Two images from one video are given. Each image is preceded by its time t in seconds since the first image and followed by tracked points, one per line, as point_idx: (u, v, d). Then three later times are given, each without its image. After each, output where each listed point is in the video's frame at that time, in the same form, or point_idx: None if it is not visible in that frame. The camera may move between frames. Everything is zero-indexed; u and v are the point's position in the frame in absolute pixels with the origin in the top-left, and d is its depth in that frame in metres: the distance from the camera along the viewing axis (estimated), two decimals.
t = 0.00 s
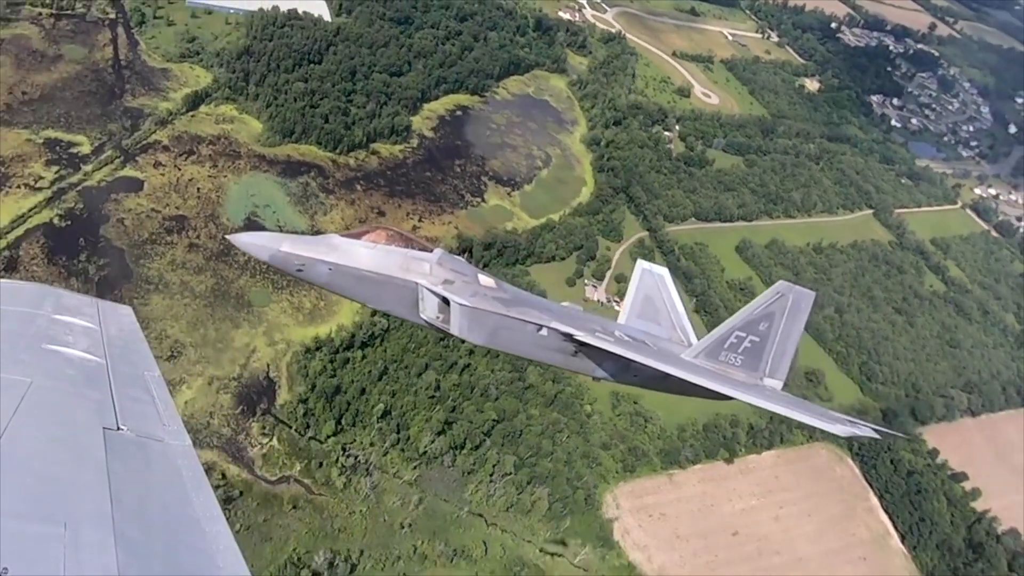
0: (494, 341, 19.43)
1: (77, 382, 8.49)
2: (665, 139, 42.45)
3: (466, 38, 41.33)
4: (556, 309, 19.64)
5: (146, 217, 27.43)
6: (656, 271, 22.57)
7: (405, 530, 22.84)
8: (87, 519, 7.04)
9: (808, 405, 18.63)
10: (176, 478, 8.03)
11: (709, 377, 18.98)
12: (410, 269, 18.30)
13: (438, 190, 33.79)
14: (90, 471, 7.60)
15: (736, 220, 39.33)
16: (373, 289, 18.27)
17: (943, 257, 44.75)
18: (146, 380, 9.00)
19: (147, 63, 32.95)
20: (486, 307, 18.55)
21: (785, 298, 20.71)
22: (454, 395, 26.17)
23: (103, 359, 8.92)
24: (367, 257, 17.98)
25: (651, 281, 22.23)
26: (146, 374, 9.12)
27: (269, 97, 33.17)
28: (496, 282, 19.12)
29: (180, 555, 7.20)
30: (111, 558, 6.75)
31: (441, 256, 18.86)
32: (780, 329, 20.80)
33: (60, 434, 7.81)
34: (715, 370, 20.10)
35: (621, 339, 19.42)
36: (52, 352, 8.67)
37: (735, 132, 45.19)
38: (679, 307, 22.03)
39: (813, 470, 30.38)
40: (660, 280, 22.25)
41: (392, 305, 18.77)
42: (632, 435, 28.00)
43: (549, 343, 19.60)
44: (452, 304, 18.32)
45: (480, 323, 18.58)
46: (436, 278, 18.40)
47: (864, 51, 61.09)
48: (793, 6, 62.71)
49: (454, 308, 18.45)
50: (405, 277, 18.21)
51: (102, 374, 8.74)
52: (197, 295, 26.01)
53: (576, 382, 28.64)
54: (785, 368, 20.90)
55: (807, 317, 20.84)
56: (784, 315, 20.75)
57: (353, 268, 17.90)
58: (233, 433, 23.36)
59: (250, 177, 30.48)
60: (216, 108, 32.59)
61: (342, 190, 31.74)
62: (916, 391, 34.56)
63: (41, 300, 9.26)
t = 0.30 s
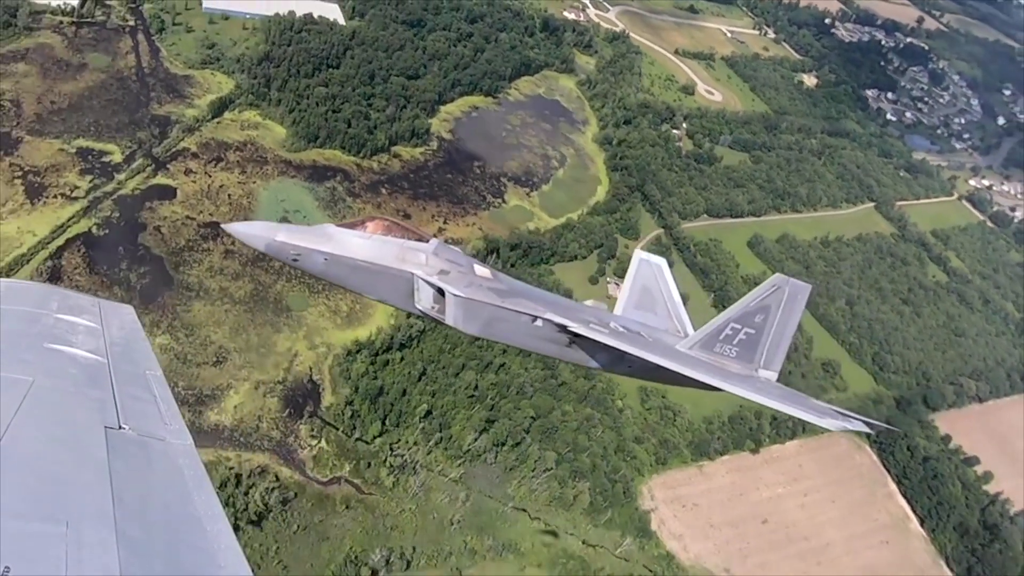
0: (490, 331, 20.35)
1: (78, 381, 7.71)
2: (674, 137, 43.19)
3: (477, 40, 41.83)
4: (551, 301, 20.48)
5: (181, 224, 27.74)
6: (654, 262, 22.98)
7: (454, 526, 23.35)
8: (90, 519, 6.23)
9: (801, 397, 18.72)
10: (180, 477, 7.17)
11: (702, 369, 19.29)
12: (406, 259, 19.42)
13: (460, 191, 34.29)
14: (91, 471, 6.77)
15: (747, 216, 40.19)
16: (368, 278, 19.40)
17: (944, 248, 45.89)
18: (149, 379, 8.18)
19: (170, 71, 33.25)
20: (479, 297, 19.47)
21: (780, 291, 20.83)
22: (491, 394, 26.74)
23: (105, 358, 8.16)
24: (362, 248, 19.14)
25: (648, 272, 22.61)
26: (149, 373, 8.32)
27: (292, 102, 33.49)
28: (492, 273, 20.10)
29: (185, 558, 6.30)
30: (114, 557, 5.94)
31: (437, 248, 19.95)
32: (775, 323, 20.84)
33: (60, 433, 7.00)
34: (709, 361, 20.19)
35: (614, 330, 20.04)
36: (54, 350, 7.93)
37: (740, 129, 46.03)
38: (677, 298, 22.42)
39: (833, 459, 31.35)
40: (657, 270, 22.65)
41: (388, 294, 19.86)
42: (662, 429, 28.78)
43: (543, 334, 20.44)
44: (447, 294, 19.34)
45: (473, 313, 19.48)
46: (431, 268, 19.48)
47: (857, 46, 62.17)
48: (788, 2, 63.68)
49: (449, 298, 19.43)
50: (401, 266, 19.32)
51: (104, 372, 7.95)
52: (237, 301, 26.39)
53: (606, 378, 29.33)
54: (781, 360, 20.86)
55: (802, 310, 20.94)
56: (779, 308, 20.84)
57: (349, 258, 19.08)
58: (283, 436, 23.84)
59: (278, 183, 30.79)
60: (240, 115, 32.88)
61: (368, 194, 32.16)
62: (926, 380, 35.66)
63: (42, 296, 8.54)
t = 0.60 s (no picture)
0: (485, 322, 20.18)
1: (80, 382, 7.60)
2: (681, 134, 43.84)
3: (486, 42, 42.30)
4: (547, 293, 20.34)
5: (211, 229, 28.10)
6: (651, 254, 22.80)
7: (494, 521, 23.98)
8: (91, 517, 6.14)
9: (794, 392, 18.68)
10: (181, 477, 7.11)
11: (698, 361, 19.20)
12: (402, 250, 19.26)
13: (478, 192, 34.77)
14: (91, 470, 6.67)
15: (755, 211, 41.00)
16: (363, 268, 19.24)
17: (943, 239, 46.91)
18: (149, 380, 8.12)
19: (189, 76, 33.54)
20: (476, 288, 19.31)
21: (777, 283, 20.45)
22: (523, 391, 27.24)
23: (105, 358, 8.06)
24: (357, 238, 18.98)
25: (645, 263, 22.45)
26: (149, 374, 8.25)
27: (311, 106, 33.82)
28: (489, 265, 19.95)
29: (185, 556, 6.26)
30: (116, 556, 5.88)
31: (434, 238, 19.77)
32: (772, 315, 20.54)
33: (62, 433, 6.88)
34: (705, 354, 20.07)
35: (610, 321, 19.91)
36: (55, 351, 7.79)
37: (744, 125, 46.79)
38: (674, 290, 22.25)
39: (849, 447, 32.32)
40: (655, 261, 22.49)
41: (382, 285, 19.71)
42: (687, 422, 29.52)
43: (540, 326, 20.25)
44: (443, 285, 19.17)
45: (469, 304, 19.34)
46: (427, 259, 19.31)
47: (851, 41, 63.14)
48: None
49: (444, 289, 19.28)
50: (397, 257, 19.16)
51: (106, 374, 7.85)
52: (271, 305, 26.76)
53: (631, 374, 29.99)
54: (777, 352, 20.59)
55: (799, 303, 20.66)
56: (776, 300, 20.51)
57: (343, 249, 18.91)
58: (325, 437, 24.33)
59: (303, 186, 31.03)
60: (260, 119, 33.16)
61: (389, 197, 32.56)
62: (933, 369, 36.63)
63: (43, 297, 8.42)
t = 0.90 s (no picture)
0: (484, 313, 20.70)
1: (83, 380, 7.72)
2: (689, 131, 44.50)
3: (496, 42, 42.77)
4: (545, 284, 20.60)
5: (242, 234, 28.46)
6: (650, 242, 22.45)
7: (531, 516, 24.55)
8: (94, 515, 6.35)
9: (791, 385, 18.39)
10: (183, 476, 7.31)
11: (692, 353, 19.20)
12: (400, 241, 20.00)
13: (497, 192, 35.25)
14: (94, 468, 6.85)
15: (763, 207, 41.79)
16: (361, 258, 20.00)
17: (944, 231, 47.89)
18: (151, 379, 8.25)
19: (209, 80, 33.90)
20: (472, 280, 19.90)
21: (774, 276, 20.47)
22: (553, 387, 27.82)
23: (107, 356, 8.18)
24: (354, 229, 19.81)
25: (644, 253, 22.14)
26: (151, 372, 8.37)
27: (331, 109, 34.16)
28: (487, 256, 20.42)
29: (186, 554, 6.48)
30: (119, 553, 6.08)
31: (432, 230, 20.43)
32: (769, 307, 20.58)
33: (66, 432, 7.04)
34: (701, 345, 20.18)
35: (607, 314, 20.05)
36: (57, 348, 7.88)
37: (748, 122, 47.52)
38: (672, 280, 22.13)
39: (865, 436, 33.25)
40: (654, 251, 22.14)
41: (382, 276, 20.44)
42: (710, 415, 30.27)
43: (538, 318, 20.57)
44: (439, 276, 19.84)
45: (465, 295, 20.00)
46: (424, 250, 19.98)
47: (847, 36, 64.10)
48: None
49: (440, 280, 19.91)
50: (394, 248, 19.91)
51: (109, 372, 7.98)
52: (305, 307, 27.15)
53: (654, 369, 30.62)
54: (773, 344, 20.69)
55: (797, 295, 20.66)
56: (773, 293, 20.56)
57: (340, 239, 19.73)
58: (365, 436, 24.84)
59: (327, 188, 31.36)
60: (282, 122, 33.48)
61: (411, 198, 32.96)
62: (941, 359, 37.59)
63: (46, 297, 8.51)
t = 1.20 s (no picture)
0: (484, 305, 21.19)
1: (85, 379, 7.83)
2: (696, 127, 45.16)
3: (506, 40, 43.23)
4: (545, 276, 21.09)
5: (272, 236, 28.79)
6: (649, 234, 23.20)
7: (565, 508, 25.18)
8: (94, 514, 6.55)
9: (788, 376, 18.88)
10: (183, 475, 7.46)
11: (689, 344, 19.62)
12: (399, 232, 20.54)
13: (515, 190, 35.72)
14: (96, 467, 7.02)
15: (772, 201, 42.58)
16: (360, 249, 20.60)
17: (944, 222, 48.87)
18: (153, 376, 8.36)
19: (230, 82, 34.21)
20: (471, 271, 20.34)
21: (774, 268, 20.95)
22: (580, 382, 28.41)
23: (108, 354, 8.27)
24: (353, 220, 20.41)
25: (644, 244, 22.83)
26: (152, 370, 8.46)
27: (351, 111, 34.49)
28: (486, 248, 20.98)
29: (187, 553, 6.68)
30: (119, 555, 6.28)
31: (432, 221, 20.99)
32: (768, 299, 21.07)
33: (68, 432, 7.19)
34: (700, 336, 20.61)
35: (606, 305, 20.42)
36: (57, 347, 7.97)
37: (753, 117, 48.23)
38: (671, 271, 22.71)
39: (878, 424, 34.17)
40: (654, 243, 22.86)
41: (382, 266, 21.00)
42: (732, 407, 31.00)
43: (538, 309, 21.07)
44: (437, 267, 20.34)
45: (464, 287, 20.43)
46: (423, 241, 20.52)
47: (843, 30, 64.96)
48: None
49: (440, 272, 20.39)
50: (393, 239, 20.47)
51: (110, 371, 8.09)
52: (338, 307, 27.56)
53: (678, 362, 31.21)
54: (771, 336, 21.17)
55: (795, 287, 21.17)
56: (772, 284, 21.05)
57: (339, 230, 20.33)
58: (404, 433, 25.37)
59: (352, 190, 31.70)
60: (303, 124, 33.80)
61: (433, 198, 33.34)
62: (948, 347, 38.53)
63: (47, 294, 8.56)
